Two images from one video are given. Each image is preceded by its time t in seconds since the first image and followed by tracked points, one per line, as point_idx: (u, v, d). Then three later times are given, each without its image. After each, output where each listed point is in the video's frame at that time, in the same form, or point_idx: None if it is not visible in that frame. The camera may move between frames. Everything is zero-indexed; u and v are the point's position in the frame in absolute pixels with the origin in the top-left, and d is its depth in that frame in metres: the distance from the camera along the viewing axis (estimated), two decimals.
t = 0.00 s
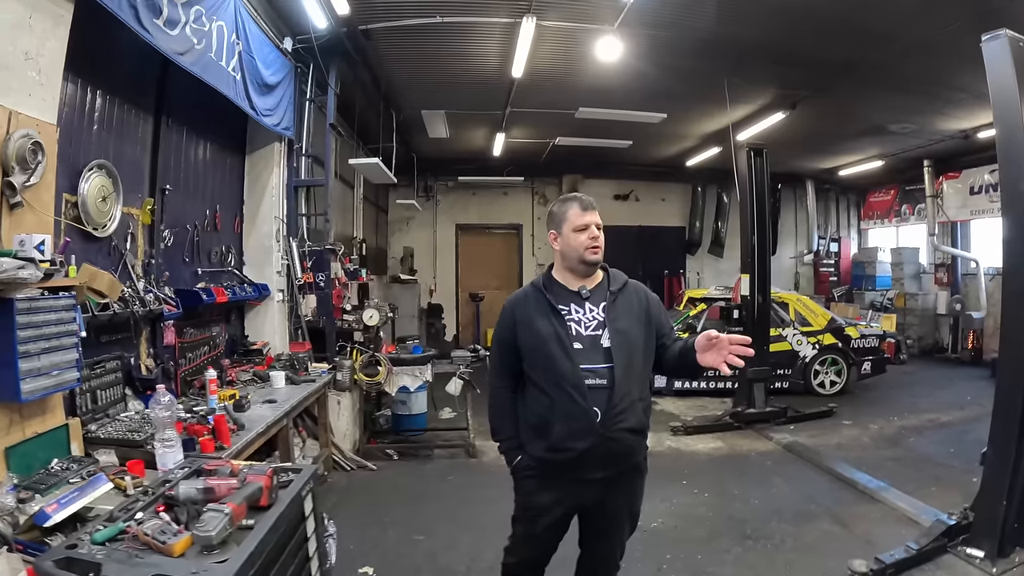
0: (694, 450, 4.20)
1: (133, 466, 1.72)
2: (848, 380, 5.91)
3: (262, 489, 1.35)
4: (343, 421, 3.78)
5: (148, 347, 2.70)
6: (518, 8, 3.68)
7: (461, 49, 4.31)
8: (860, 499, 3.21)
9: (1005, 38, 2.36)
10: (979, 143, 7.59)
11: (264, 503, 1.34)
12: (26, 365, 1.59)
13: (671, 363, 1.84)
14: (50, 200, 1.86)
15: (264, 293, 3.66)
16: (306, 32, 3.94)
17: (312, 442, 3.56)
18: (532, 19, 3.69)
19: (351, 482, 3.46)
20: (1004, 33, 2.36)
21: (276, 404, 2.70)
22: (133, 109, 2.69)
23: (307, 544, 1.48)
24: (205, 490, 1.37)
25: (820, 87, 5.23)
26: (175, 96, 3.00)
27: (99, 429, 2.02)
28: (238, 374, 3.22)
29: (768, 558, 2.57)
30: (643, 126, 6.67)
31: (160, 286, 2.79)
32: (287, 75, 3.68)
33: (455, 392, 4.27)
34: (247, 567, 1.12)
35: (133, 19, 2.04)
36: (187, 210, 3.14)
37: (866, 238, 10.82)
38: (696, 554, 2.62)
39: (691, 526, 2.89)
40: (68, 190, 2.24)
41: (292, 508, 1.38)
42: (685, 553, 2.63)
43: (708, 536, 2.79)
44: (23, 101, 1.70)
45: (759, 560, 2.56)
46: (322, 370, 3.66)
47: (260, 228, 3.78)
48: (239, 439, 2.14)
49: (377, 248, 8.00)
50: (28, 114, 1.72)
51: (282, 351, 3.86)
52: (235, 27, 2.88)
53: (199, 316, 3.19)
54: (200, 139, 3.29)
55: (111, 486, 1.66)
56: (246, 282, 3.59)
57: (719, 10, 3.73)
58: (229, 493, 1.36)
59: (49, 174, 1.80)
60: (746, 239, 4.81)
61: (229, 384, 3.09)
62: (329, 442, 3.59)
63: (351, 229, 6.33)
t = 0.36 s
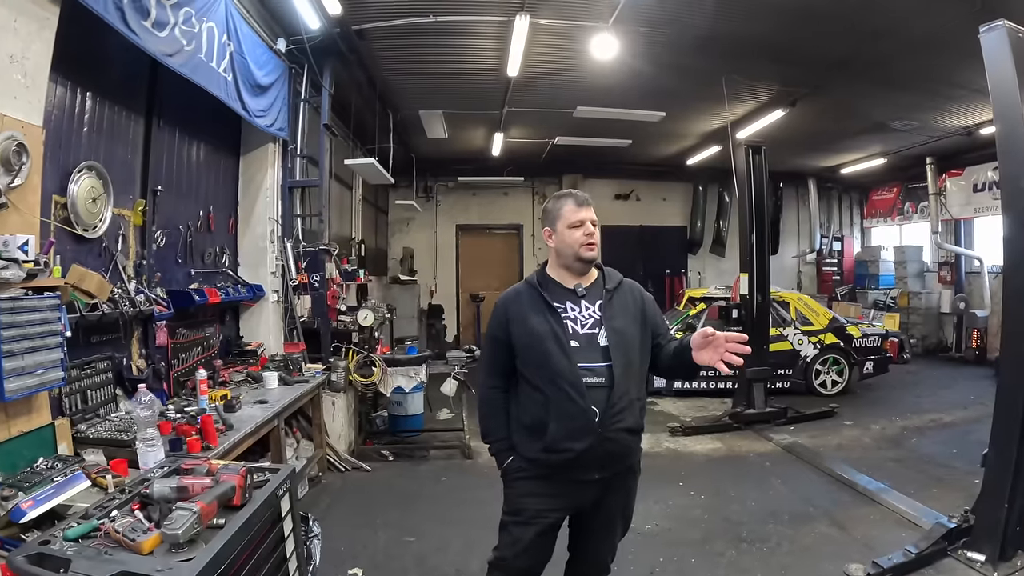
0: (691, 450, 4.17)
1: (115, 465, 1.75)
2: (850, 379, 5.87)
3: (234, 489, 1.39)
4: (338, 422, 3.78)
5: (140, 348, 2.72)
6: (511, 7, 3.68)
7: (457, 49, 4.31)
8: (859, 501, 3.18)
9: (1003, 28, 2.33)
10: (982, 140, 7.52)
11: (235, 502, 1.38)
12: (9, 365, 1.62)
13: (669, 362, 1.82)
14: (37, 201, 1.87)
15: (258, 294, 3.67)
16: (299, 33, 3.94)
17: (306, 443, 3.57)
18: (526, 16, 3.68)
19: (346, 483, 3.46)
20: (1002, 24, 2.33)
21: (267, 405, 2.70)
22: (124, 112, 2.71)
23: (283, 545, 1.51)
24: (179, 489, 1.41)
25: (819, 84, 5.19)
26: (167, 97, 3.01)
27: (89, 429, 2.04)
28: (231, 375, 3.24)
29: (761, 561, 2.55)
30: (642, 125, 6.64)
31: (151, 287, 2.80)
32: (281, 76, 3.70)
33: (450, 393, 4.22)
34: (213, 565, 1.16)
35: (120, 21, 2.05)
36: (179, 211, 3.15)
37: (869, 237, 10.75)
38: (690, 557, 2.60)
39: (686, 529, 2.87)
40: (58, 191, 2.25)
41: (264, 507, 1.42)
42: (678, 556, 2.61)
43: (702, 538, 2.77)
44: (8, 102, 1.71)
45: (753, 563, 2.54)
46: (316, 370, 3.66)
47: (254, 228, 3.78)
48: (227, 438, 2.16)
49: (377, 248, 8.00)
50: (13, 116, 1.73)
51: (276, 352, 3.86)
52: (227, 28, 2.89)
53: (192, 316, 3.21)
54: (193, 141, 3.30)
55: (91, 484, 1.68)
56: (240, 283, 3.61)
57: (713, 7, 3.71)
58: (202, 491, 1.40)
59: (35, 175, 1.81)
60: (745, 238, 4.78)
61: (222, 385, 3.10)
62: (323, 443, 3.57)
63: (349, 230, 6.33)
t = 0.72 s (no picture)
0: (693, 449, 4.16)
1: (112, 463, 1.75)
2: (853, 377, 5.85)
3: (227, 487, 1.39)
4: (339, 421, 3.78)
5: (139, 348, 2.73)
6: (509, 5, 3.68)
7: (456, 47, 4.31)
8: (861, 500, 3.16)
9: (1005, 21, 2.31)
10: (986, 135, 7.47)
11: (228, 500, 1.38)
12: (7, 364, 1.62)
13: (671, 356, 1.82)
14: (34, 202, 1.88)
15: (259, 293, 3.68)
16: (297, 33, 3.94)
17: (307, 442, 3.57)
18: (524, 15, 3.68)
19: (346, 483, 3.46)
20: (1003, 17, 2.31)
21: (266, 404, 2.70)
22: (123, 112, 2.71)
23: (277, 543, 1.51)
24: (172, 487, 1.41)
25: (821, 80, 5.16)
26: (165, 96, 3.01)
27: (88, 429, 2.06)
28: (231, 374, 3.25)
29: (761, 560, 2.54)
30: (643, 123, 6.62)
31: (151, 287, 2.81)
32: (280, 75, 3.70)
33: (451, 392, 4.22)
34: (204, 562, 1.17)
35: (117, 23, 2.05)
36: (178, 212, 3.15)
37: (873, 234, 10.70)
38: (690, 556, 2.59)
39: (687, 528, 2.87)
40: (56, 192, 2.25)
41: (257, 505, 1.42)
42: (679, 555, 2.61)
43: (703, 538, 2.76)
44: (4, 104, 1.72)
45: (754, 562, 2.53)
46: (317, 369, 3.67)
47: (254, 228, 3.79)
48: (225, 437, 2.16)
49: (379, 248, 8.00)
50: (9, 118, 1.74)
51: (277, 351, 3.87)
52: (224, 29, 2.89)
53: (193, 316, 3.21)
54: (193, 141, 3.31)
55: (86, 481, 1.69)
56: (240, 282, 3.62)
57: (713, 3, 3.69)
58: (195, 489, 1.40)
59: (32, 176, 1.82)
60: (746, 236, 4.75)
61: (223, 384, 3.11)
62: (324, 442, 3.58)
63: (351, 229, 6.34)
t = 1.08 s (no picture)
0: (697, 450, 4.16)
1: (116, 464, 1.76)
2: (858, 377, 5.84)
3: (230, 489, 1.39)
4: (343, 422, 3.77)
5: (143, 349, 2.73)
6: (512, 5, 3.68)
7: (459, 48, 4.31)
8: (866, 501, 3.15)
9: (1009, 20, 2.29)
10: (990, 134, 7.45)
11: (231, 502, 1.37)
12: (10, 366, 1.62)
13: (679, 359, 1.82)
14: (38, 204, 1.88)
15: (263, 294, 3.67)
16: (300, 34, 3.94)
17: (311, 443, 3.58)
18: (527, 15, 3.68)
19: (350, 484, 3.46)
20: (1007, 16, 2.29)
21: (270, 405, 2.70)
22: (127, 114, 2.72)
23: (281, 545, 1.51)
24: (176, 488, 1.41)
25: (824, 79, 5.15)
26: (169, 98, 3.01)
27: (92, 430, 2.06)
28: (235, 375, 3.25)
29: (766, 561, 2.53)
30: (647, 123, 6.61)
31: (155, 288, 2.81)
32: (283, 76, 3.70)
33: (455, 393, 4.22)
34: (207, 564, 1.16)
35: (119, 25, 2.05)
36: (181, 213, 3.15)
37: (877, 234, 10.68)
38: (694, 557, 2.59)
39: (691, 529, 2.86)
40: (60, 194, 2.26)
41: (260, 507, 1.42)
42: (683, 556, 2.60)
43: (707, 539, 2.76)
44: (8, 107, 1.72)
45: (758, 563, 2.52)
46: (320, 370, 3.67)
47: (258, 229, 3.79)
48: (228, 438, 2.16)
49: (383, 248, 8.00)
50: (13, 121, 1.74)
51: (281, 352, 3.88)
52: (227, 31, 2.89)
53: (197, 318, 3.22)
54: (196, 142, 3.31)
55: (90, 483, 1.69)
56: (244, 283, 3.61)
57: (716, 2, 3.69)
58: (198, 491, 1.40)
59: (36, 178, 1.82)
60: (750, 235, 4.74)
61: (227, 386, 3.11)
62: (328, 443, 3.59)
63: (355, 230, 6.34)
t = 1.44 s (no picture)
0: (705, 449, 4.15)
1: (125, 464, 1.76)
2: (865, 376, 5.83)
3: (239, 489, 1.39)
4: (351, 421, 3.80)
5: (151, 349, 2.74)
6: (519, 4, 3.67)
7: (467, 47, 4.32)
8: (874, 500, 3.15)
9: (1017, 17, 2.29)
10: (997, 132, 7.41)
11: (240, 501, 1.38)
12: (19, 365, 1.63)
13: (689, 360, 1.80)
14: (46, 203, 1.88)
15: (270, 294, 3.68)
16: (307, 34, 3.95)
17: (319, 442, 3.58)
18: (535, 14, 3.67)
19: (358, 483, 3.46)
20: (1015, 12, 2.30)
21: (278, 404, 2.71)
22: (135, 114, 2.73)
23: (290, 545, 1.51)
24: (185, 488, 1.42)
25: (831, 77, 5.14)
26: (176, 98, 3.02)
27: (100, 429, 2.07)
28: (243, 375, 3.26)
29: (775, 561, 2.53)
30: (653, 121, 6.60)
31: (163, 288, 2.82)
32: (290, 76, 3.71)
33: (462, 392, 4.22)
34: (216, 563, 1.17)
35: (127, 25, 2.06)
36: (189, 213, 3.15)
37: (884, 232, 10.65)
38: (702, 556, 2.58)
39: (699, 528, 2.86)
40: (68, 194, 2.27)
41: (270, 506, 1.42)
42: (692, 555, 2.60)
43: (716, 538, 2.75)
44: (16, 107, 1.73)
45: (767, 563, 2.51)
46: (328, 370, 3.69)
47: (266, 229, 3.80)
48: (237, 438, 2.16)
49: (389, 248, 8.02)
50: (20, 120, 1.75)
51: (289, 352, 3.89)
52: (234, 30, 2.90)
53: (205, 318, 3.23)
54: (204, 142, 3.32)
55: (99, 482, 1.70)
56: (251, 283, 3.62)
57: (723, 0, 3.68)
58: (208, 490, 1.40)
59: (44, 178, 1.83)
60: (758, 235, 4.73)
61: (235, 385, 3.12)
62: (335, 442, 3.60)
63: (362, 230, 6.35)
